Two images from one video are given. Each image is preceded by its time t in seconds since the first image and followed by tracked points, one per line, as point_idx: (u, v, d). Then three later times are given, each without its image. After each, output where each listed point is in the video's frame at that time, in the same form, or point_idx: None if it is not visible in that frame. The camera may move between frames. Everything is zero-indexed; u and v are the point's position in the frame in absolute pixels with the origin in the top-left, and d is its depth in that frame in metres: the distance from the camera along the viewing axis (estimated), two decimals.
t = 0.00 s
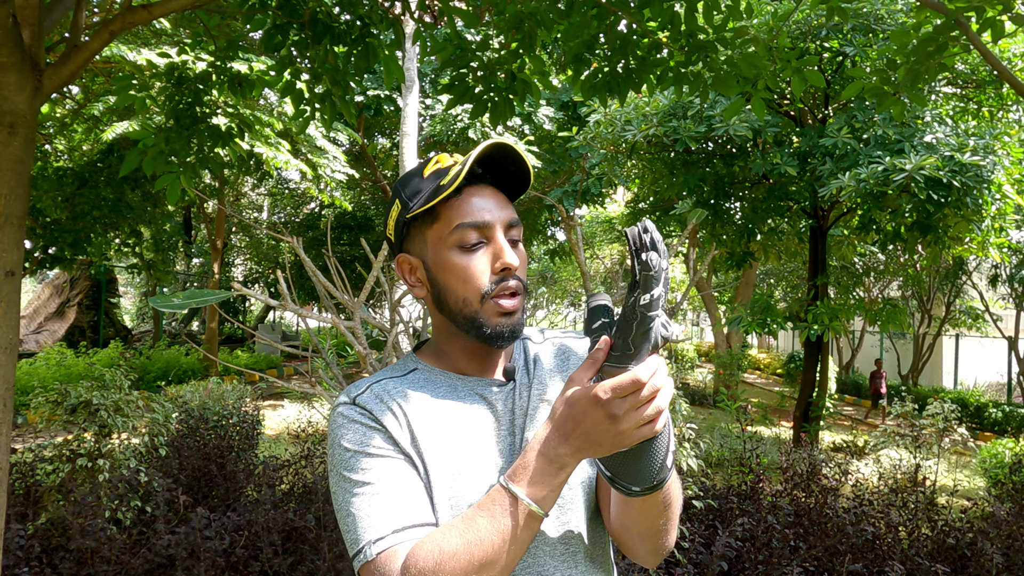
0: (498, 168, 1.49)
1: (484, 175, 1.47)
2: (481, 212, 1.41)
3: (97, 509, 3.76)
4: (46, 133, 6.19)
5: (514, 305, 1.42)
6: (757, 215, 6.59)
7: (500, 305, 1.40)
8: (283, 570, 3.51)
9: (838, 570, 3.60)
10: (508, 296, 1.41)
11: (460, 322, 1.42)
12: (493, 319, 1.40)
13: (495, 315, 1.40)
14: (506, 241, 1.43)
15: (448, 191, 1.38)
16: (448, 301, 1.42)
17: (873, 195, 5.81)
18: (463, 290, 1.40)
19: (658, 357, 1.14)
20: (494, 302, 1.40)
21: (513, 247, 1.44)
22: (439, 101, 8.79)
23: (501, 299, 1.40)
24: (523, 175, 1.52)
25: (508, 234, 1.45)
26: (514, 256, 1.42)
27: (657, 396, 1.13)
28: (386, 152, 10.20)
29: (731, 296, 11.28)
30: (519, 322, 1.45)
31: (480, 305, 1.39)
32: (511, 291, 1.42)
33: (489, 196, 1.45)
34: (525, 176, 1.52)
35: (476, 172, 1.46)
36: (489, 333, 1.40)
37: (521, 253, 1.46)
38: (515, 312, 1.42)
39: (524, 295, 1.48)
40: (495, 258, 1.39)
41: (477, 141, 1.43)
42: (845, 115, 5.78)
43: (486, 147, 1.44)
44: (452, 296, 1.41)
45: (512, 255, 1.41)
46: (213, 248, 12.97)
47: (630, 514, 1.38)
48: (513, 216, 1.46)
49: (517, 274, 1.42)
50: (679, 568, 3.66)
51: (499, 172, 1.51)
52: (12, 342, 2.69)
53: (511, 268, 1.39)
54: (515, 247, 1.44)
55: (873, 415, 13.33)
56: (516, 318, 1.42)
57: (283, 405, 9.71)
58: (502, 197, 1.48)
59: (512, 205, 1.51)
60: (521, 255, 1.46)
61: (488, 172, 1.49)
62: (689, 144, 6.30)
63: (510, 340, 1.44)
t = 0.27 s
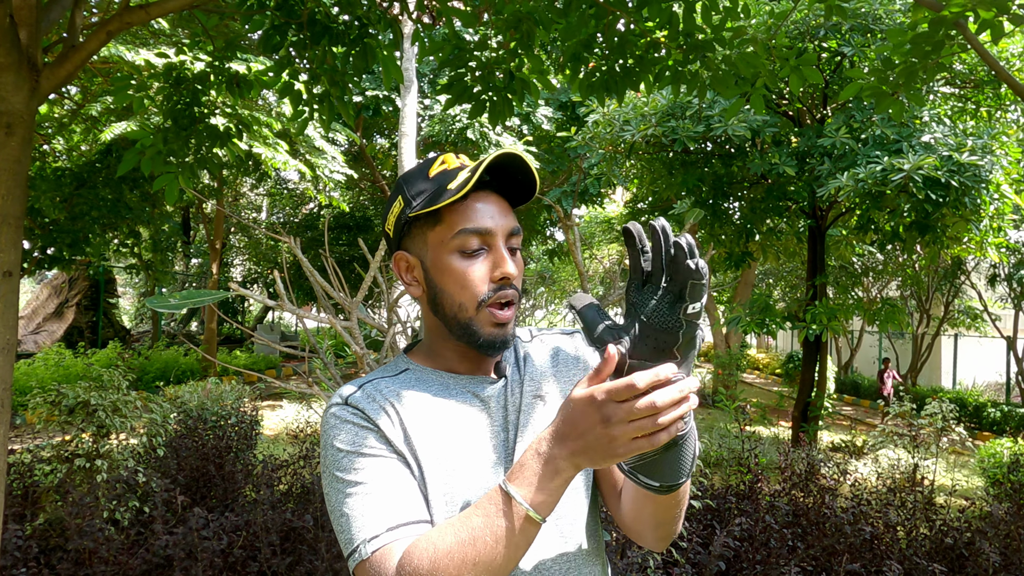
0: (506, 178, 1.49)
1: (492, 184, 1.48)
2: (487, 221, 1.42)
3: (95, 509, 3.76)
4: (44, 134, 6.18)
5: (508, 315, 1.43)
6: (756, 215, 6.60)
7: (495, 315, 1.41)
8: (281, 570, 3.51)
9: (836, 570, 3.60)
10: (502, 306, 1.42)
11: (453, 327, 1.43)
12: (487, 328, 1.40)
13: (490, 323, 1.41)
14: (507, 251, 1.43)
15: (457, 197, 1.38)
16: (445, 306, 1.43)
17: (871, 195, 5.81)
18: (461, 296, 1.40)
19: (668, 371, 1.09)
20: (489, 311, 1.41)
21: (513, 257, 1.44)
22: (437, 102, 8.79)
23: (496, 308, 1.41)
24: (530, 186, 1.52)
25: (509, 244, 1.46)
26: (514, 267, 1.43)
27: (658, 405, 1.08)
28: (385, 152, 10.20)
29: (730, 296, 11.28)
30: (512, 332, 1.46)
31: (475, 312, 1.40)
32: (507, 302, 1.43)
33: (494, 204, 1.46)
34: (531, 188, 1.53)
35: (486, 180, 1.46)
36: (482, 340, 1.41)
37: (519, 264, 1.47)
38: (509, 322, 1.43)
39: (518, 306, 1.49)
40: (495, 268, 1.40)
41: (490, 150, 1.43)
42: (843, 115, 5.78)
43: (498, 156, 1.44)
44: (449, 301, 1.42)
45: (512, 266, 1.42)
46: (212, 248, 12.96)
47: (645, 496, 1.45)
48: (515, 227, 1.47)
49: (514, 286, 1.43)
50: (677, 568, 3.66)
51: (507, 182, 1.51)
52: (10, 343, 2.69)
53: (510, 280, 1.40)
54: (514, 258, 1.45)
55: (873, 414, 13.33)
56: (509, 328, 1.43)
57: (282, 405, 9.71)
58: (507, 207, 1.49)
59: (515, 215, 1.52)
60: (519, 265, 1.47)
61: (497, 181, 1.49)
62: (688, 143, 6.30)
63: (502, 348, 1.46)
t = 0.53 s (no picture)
0: (500, 172, 1.50)
1: (485, 178, 1.48)
2: (480, 213, 1.42)
3: (94, 509, 3.76)
4: (43, 134, 6.19)
5: (507, 306, 1.42)
6: (755, 215, 6.60)
7: (493, 306, 1.41)
8: (280, 570, 3.51)
9: (836, 569, 3.60)
10: (500, 297, 1.42)
11: (451, 321, 1.42)
12: (485, 318, 1.40)
13: (488, 315, 1.40)
14: (503, 243, 1.43)
15: (448, 190, 1.39)
16: (441, 300, 1.43)
17: (870, 194, 5.81)
18: (457, 288, 1.40)
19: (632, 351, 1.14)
20: (486, 302, 1.40)
21: (509, 249, 1.44)
22: (436, 102, 8.79)
23: (494, 299, 1.41)
24: (525, 180, 1.53)
25: (505, 236, 1.46)
26: (510, 258, 1.43)
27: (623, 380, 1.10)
28: (384, 152, 10.20)
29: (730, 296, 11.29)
30: (512, 324, 1.45)
31: (473, 304, 1.40)
32: (504, 293, 1.42)
33: (488, 197, 1.46)
34: (526, 182, 1.54)
35: (478, 174, 1.47)
36: (481, 332, 1.41)
37: (516, 256, 1.47)
38: (508, 313, 1.43)
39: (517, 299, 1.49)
40: (490, 259, 1.40)
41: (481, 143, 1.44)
42: (843, 115, 5.78)
43: (489, 150, 1.45)
44: (446, 295, 1.42)
45: (508, 257, 1.41)
46: (211, 248, 12.96)
47: (652, 479, 1.47)
48: (511, 219, 1.47)
49: (511, 276, 1.42)
50: (676, 568, 3.66)
51: (501, 176, 1.52)
52: (9, 343, 2.69)
53: (506, 270, 1.40)
54: (511, 249, 1.45)
55: (872, 414, 13.34)
56: (508, 320, 1.43)
57: (281, 405, 9.70)
58: (501, 199, 1.49)
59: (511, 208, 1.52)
60: (517, 259, 1.47)
61: (490, 175, 1.50)
62: (687, 143, 6.30)
63: (502, 340, 1.45)
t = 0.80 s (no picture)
0: (504, 168, 1.51)
1: (490, 175, 1.49)
2: (484, 209, 1.42)
3: (93, 509, 3.76)
4: (43, 134, 6.19)
5: (508, 302, 1.43)
6: (755, 215, 6.60)
7: (495, 301, 1.41)
8: (279, 570, 3.51)
9: (835, 569, 3.60)
10: (503, 293, 1.42)
11: (453, 317, 1.42)
12: (487, 314, 1.40)
13: (490, 311, 1.40)
14: (505, 240, 1.44)
15: (453, 185, 1.39)
16: (444, 296, 1.42)
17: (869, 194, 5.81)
18: (459, 283, 1.40)
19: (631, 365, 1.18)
20: (489, 297, 1.40)
21: (511, 245, 1.44)
22: (436, 101, 8.80)
23: (496, 295, 1.41)
24: (528, 177, 1.54)
25: (508, 233, 1.46)
26: (512, 254, 1.43)
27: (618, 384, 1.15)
28: (384, 152, 10.20)
29: (729, 295, 11.29)
30: (513, 320, 1.45)
31: (475, 299, 1.40)
32: (506, 290, 1.43)
33: (492, 194, 1.47)
34: (530, 180, 1.54)
35: (483, 170, 1.48)
36: (483, 328, 1.41)
37: (518, 253, 1.47)
38: (509, 310, 1.43)
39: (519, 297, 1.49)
40: (493, 255, 1.40)
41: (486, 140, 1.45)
42: (842, 114, 5.78)
43: (494, 146, 1.46)
44: (448, 290, 1.41)
45: (511, 254, 1.42)
46: (210, 248, 12.95)
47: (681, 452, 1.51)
48: (514, 216, 1.48)
49: (514, 272, 1.43)
50: (674, 567, 3.66)
51: (504, 174, 1.53)
52: (8, 342, 2.69)
53: (508, 267, 1.40)
54: (513, 246, 1.45)
55: (871, 414, 13.34)
56: (510, 316, 1.43)
57: (280, 405, 9.70)
58: (505, 196, 1.50)
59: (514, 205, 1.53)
60: (519, 256, 1.48)
61: (494, 172, 1.50)
62: (687, 143, 6.31)
63: (503, 337, 1.45)
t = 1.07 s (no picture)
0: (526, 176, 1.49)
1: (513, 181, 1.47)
2: (509, 217, 1.42)
3: (92, 509, 3.76)
4: (42, 134, 6.19)
5: (525, 311, 1.43)
6: (754, 214, 6.60)
7: (514, 310, 1.41)
8: (278, 570, 3.50)
9: (834, 568, 3.60)
10: (521, 302, 1.42)
11: (469, 322, 1.41)
12: (506, 323, 1.40)
13: (509, 319, 1.41)
14: (525, 249, 1.44)
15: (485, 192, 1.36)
16: (461, 301, 1.41)
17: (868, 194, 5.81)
18: (481, 291, 1.39)
19: (562, 408, 0.91)
20: (509, 306, 1.41)
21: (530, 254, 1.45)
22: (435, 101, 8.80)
23: (515, 305, 1.41)
24: (548, 187, 1.53)
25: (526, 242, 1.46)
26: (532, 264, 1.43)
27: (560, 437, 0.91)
28: (383, 152, 10.20)
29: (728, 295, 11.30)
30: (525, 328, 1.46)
31: (494, 308, 1.40)
32: (524, 299, 1.43)
33: (512, 202, 1.46)
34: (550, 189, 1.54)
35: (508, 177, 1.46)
36: (500, 336, 1.41)
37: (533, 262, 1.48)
38: (524, 318, 1.44)
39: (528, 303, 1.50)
40: (516, 265, 1.40)
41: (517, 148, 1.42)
42: (841, 114, 5.78)
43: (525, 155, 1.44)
44: (468, 296, 1.40)
45: (531, 264, 1.43)
46: (209, 248, 12.95)
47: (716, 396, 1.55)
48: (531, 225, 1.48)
49: (532, 282, 1.44)
50: (674, 566, 3.66)
51: (522, 181, 1.52)
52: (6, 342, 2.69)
53: (529, 278, 1.41)
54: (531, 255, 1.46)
55: (870, 413, 13.35)
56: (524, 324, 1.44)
57: (279, 405, 9.69)
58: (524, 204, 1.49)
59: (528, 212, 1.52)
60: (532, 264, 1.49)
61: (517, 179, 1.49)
62: (686, 143, 6.31)
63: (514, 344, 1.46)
